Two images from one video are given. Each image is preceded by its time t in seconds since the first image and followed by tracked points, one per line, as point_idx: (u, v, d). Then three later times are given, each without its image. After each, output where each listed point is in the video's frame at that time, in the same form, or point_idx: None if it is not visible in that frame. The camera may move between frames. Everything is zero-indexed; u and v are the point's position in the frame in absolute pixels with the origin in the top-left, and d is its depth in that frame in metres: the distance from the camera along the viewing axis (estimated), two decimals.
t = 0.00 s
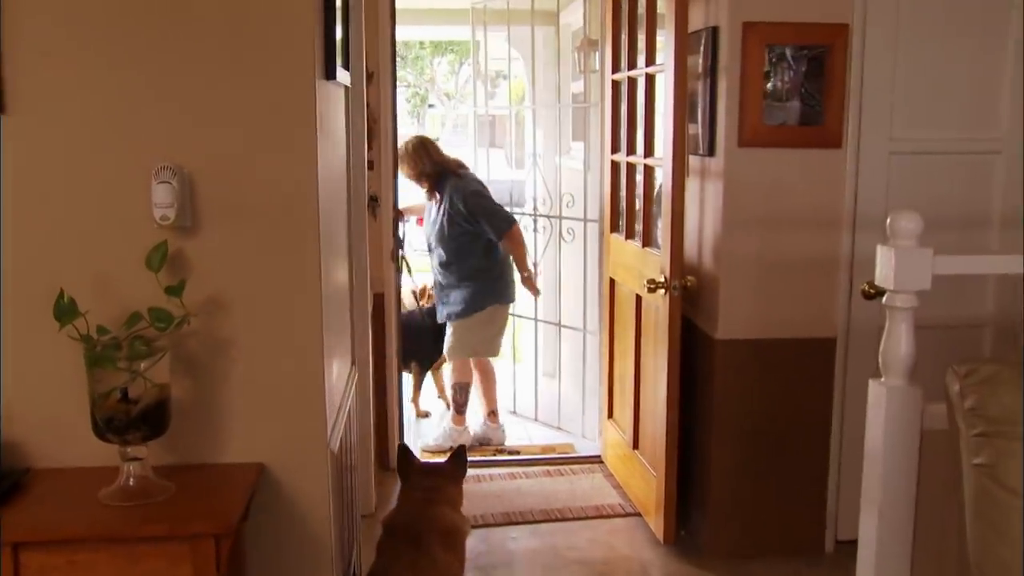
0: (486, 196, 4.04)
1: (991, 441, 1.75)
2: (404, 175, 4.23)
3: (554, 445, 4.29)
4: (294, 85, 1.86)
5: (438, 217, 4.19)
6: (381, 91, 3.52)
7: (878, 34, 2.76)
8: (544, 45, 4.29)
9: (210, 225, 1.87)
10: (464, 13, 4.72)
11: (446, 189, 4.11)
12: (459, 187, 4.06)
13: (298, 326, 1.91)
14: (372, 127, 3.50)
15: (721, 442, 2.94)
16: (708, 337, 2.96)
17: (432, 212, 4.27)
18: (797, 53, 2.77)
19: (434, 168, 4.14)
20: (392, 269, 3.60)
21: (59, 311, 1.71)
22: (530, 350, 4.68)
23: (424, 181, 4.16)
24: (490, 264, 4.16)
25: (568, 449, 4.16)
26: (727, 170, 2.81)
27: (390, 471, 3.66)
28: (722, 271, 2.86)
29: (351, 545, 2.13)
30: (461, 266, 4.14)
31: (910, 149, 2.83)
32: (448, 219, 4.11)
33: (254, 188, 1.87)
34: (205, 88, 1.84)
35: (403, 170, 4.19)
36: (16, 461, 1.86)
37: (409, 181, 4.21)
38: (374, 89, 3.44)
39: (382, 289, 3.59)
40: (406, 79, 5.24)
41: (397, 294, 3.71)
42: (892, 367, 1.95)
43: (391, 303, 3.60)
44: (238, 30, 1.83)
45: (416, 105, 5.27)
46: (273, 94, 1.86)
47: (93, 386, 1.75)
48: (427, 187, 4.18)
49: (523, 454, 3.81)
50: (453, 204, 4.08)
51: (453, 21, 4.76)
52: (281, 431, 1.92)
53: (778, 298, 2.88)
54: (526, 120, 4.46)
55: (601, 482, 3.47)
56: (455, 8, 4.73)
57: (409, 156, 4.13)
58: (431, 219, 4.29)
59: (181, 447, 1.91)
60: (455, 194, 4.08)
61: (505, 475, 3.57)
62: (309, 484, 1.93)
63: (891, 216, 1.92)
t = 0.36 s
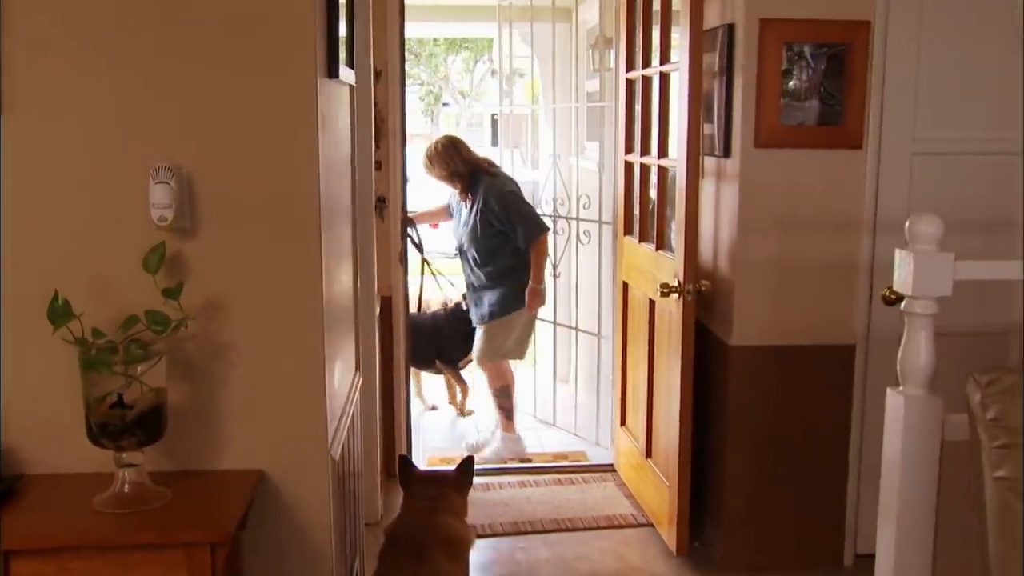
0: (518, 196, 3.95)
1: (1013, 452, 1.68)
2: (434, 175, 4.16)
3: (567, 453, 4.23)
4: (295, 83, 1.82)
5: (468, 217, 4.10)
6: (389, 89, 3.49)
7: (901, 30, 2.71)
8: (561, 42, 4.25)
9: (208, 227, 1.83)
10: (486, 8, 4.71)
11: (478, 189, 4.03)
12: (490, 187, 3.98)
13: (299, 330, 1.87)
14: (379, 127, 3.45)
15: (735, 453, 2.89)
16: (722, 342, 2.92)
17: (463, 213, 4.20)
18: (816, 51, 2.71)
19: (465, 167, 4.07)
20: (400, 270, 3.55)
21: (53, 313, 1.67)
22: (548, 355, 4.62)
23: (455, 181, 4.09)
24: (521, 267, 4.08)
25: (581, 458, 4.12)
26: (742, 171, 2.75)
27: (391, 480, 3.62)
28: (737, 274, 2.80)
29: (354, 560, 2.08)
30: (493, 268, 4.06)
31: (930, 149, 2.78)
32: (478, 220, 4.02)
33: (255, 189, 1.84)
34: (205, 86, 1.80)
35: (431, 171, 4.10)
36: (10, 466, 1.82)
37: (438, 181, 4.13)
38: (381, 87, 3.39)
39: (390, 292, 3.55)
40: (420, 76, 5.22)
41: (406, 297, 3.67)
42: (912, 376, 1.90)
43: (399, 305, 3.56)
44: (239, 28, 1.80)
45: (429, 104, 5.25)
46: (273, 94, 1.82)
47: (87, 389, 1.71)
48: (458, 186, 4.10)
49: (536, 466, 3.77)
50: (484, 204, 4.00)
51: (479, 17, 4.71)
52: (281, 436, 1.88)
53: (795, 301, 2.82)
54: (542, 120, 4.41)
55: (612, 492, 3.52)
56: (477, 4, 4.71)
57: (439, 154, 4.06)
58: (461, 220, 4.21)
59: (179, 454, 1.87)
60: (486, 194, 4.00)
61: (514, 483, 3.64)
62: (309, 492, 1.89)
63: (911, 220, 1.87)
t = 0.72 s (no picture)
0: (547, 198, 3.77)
1: None
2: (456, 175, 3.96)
3: (579, 458, 4.26)
4: (297, 79, 1.79)
5: (492, 219, 3.92)
6: (395, 87, 3.45)
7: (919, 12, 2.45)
8: (570, 37, 4.20)
9: (209, 226, 1.80)
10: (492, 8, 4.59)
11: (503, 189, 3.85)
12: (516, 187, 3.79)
13: (302, 331, 1.84)
14: (385, 124, 3.42)
15: (750, 453, 2.85)
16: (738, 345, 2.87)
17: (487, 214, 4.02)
18: (832, 44, 2.67)
19: (489, 166, 3.88)
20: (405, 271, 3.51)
21: (51, 315, 1.64)
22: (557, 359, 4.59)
23: (478, 181, 3.90)
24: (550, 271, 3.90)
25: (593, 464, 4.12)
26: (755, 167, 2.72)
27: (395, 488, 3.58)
28: (751, 273, 2.77)
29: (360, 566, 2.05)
30: (520, 273, 3.90)
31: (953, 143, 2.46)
32: (504, 222, 3.84)
33: (257, 188, 1.81)
34: (205, 84, 1.78)
35: (452, 170, 3.92)
36: (8, 470, 1.80)
37: (460, 182, 3.94)
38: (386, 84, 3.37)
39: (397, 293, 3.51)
40: (428, 73, 5.12)
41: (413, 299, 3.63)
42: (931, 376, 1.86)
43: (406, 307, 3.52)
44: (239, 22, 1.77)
45: (439, 101, 5.11)
46: (275, 90, 1.79)
47: (86, 393, 1.68)
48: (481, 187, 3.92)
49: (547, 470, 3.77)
50: (510, 205, 3.81)
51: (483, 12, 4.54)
52: (285, 439, 1.86)
53: (810, 300, 2.78)
54: (552, 117, 4.36)
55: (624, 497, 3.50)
56: None
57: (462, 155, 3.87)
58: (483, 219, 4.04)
59: (179, 458, 1.84)
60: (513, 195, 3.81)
61: (525, 488, 3.62)
62: (313, 497, 1.86)
63: (930, 215, 1.85)
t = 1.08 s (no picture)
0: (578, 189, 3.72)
1: None
2: (480, 160, 3.85)
3: (583, 457, 4.22)
4: (291, 66, 1.75)
5: (515, 208, 3.83)
6: (394, 78, 3.42)
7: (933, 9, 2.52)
8: (574, 26, 4.17)
9: (204, 220, 1.77)
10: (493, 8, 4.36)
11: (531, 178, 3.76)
12: (548, 177, 3.71)
13: (298, 325, 1.80)
14: (385, 116, 3.38)
15: (758, 450, 2.82)
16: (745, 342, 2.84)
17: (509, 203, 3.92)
18: (843, 31, 2.62)
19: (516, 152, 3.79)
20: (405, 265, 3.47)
21: (40, 310, 1.60)
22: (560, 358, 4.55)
23: (505, 168, 3.80)
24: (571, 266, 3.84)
25: (597, 463, 4.06)
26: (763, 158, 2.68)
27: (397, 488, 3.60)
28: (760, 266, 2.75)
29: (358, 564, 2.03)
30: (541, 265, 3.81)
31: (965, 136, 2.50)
32: (532, 212, 3.76)
33: (252, 178, 1.77)
34: (198, 72, 1.74)
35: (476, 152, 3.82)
36: None
37: (485, 166, 3.83)
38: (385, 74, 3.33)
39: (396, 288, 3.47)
40: (429, 63, 4.92)
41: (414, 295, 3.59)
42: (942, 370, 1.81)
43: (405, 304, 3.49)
44: (234, 9, 1.73)
45: (440, 93, 5.03)
46: (270, 79, 1.75)
47: (77, 390, 1.65)
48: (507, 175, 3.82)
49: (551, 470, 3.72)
50: (539, 192, 3.73)
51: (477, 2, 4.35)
52: (284, 436, 1.82)
53: (818, 293, 2.74)
54: (556, 108, 4.34)
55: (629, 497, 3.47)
56: None
57: (492, 139, 3.76)
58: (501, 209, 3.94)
59: (174, 456, 1.81)
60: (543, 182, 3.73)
61: (528, 488, 3.58)
62: (310, 496, 1.83)
63: (941, 207, 1.80)
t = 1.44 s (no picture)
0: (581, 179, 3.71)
1: None
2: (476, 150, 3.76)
3: (577, 458, 4.18)
4: (274, 55, 1.71)
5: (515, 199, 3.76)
6: (383, 68, 3.37)
7: None
8: (569, 17, 4.11)
9: (185, 214, 1.72)
10: None
11: (533, 169, 3.72)
12: (553, 168, 3.67)
13: (282, 322, 1.77)
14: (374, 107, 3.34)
15: (754, 450, 2.78)
16: (741, 340, 2.81)
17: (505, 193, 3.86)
18: (842, 22, 2.57)
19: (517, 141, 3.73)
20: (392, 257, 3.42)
21: (14, 305, 1.56)
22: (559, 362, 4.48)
23: (505, 159, 3.72)
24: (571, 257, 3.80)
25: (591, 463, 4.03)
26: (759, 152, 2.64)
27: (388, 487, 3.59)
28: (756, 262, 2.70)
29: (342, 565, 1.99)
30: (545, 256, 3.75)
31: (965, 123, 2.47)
32: (534, 203, 3.70)
33: (234, 171, 1.73)
34: (178, 62, 1.69)
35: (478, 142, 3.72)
36: None
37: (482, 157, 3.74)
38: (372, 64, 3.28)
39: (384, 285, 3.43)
40: (421, 54, 5.12)
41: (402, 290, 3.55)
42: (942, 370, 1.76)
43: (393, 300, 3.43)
44: None
45: (432, 84, 5.13)
46: (253, 68, 1.71)
47: (52, 387, 1.60)
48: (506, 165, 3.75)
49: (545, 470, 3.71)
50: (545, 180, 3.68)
51: None
52: (266, 435, 1.78)
53: (815, 289, 2.70)
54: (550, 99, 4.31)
55: (624, 498, 3.44)
56: None
57: (493, 129, 3.68)
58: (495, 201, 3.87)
59: (154, 455, 1.76)
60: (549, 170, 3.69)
61: (519, 489, 3.55)
62: (293, 496, 1.79)
63: (941, 202, 1.75)
